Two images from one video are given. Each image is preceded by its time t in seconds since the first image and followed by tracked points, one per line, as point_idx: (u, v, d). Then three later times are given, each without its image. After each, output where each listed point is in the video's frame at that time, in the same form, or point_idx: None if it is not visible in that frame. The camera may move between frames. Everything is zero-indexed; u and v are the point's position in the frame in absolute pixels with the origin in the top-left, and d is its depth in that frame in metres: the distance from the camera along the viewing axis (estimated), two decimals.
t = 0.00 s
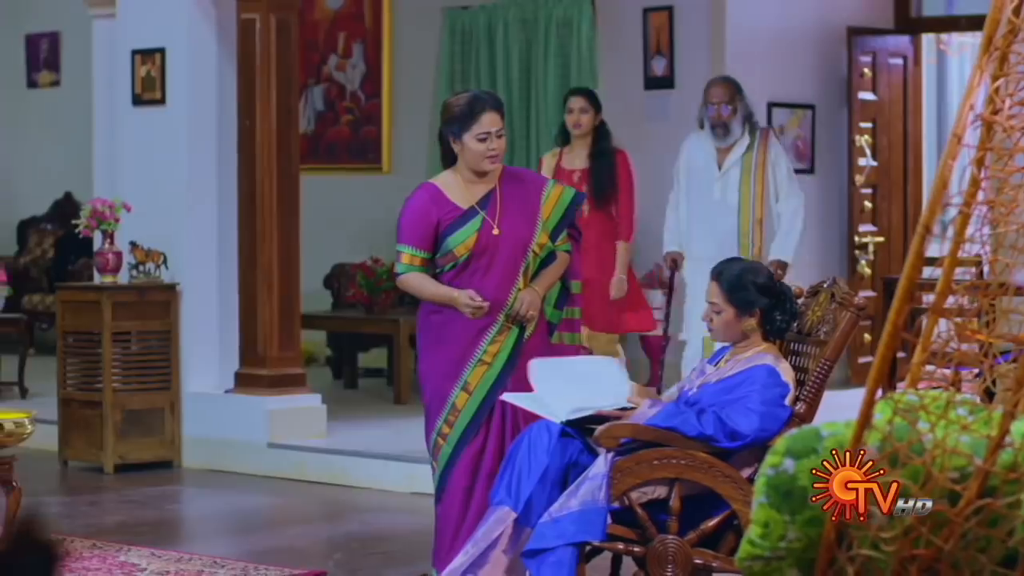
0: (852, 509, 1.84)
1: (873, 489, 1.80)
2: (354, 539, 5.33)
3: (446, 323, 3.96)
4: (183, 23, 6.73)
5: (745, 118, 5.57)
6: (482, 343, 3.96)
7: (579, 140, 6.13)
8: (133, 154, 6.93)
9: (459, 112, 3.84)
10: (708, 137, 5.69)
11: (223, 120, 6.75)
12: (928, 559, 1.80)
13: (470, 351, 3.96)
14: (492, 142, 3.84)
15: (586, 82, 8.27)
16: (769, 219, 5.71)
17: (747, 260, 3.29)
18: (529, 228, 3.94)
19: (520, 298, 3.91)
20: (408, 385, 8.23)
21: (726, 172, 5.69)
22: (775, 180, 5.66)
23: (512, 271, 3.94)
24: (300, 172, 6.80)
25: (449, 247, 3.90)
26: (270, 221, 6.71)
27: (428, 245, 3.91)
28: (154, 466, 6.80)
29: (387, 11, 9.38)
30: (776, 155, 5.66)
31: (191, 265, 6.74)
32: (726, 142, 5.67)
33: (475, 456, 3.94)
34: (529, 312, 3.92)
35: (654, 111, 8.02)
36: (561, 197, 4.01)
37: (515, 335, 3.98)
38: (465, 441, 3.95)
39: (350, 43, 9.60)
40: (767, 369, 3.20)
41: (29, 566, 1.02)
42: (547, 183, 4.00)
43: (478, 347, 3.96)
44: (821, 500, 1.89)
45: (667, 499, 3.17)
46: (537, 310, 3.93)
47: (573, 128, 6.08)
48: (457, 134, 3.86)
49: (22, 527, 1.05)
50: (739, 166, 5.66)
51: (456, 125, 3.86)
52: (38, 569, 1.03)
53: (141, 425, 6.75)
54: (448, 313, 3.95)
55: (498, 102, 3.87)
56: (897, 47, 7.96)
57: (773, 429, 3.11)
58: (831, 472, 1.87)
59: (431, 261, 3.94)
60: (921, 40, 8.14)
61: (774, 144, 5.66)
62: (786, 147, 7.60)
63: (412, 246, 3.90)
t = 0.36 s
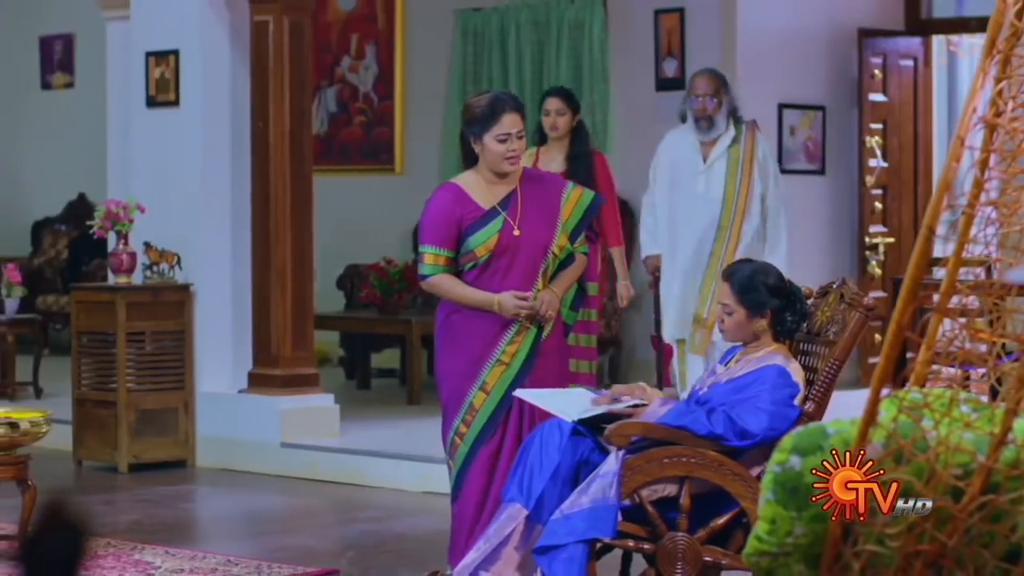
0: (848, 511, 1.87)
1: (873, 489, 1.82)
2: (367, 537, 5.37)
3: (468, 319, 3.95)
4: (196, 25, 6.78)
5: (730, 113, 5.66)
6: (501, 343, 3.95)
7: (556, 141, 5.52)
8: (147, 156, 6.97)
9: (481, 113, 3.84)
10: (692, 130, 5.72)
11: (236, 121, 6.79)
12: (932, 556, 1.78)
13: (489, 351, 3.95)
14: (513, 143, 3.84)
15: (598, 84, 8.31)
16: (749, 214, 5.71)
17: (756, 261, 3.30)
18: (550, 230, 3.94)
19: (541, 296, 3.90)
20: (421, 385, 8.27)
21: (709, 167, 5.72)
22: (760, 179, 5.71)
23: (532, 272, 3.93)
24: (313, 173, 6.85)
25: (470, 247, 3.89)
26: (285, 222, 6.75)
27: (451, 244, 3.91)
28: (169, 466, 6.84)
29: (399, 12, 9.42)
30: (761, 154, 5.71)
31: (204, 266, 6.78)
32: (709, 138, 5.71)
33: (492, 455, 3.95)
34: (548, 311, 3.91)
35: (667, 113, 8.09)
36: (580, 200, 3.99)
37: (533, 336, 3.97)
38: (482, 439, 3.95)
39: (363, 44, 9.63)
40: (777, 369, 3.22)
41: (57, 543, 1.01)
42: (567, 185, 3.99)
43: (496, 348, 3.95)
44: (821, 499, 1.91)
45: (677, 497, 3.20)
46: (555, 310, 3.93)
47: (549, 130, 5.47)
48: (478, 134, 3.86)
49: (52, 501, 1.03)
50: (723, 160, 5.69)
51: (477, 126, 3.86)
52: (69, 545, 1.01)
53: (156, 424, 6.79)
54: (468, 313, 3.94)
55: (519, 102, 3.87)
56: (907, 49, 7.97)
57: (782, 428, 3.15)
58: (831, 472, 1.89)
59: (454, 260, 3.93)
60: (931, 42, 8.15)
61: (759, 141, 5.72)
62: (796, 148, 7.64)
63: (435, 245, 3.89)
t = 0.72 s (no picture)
0: (845, 513, 1.88)
1: (873, 489, 1.82)
2: (381, 536, 5.40)
3: (488, 319, 3.95)
4: (212, 28, 6.82)
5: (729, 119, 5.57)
6: (520, 344, 3.95)
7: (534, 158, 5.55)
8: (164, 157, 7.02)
9: (503, 114, 3.85)
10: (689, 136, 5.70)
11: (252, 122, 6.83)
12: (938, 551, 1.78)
13: (508, 352, 3.96)
14: (532, 145, 3.85)
15: (612, 85, 8.34)
16: (749, 220, 5.70)
17: (766, 260, 3.33)
18: (570, 231, 3.95)
19: (560, 299, 3.92)
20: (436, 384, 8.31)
21: (708, 173, 5.70)
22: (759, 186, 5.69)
23: (551, 272, 3.94)
24: (328, 174, 6.88)
25: (490, 248, 3.90)
26: (299, 223, 6.78)
27: (471, 245, 3.91)
28: (185, 465, 6.88)
29: (413, 13, 9.46)
30: (760, 160, 5.66)
31: (221, 266, 6.83)
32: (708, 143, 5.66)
33: (510, 455, 3.95)
34: (567, 313, 3.92)
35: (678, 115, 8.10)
36: (599, 202, 4.01)
37: (553, 336, 3.97)
38: (500, 440, 3.95)
39: (378, 46, 9.66)
40: (786, 368, 3.25)
41: (87, 524, 1.02)
42: (586, 187, 4.01)
43: (515, 348, 3.95)
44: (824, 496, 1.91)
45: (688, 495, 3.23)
46: (575, 312, 3.94)
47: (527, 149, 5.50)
48: (497, 135, 3.88)
49: (86, 483, 1.04)
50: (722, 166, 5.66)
51: (498, 126, 3.87)
52: (99, 526, 1.02)
53: (173, 423, 6.84)
54: (488, 313, 3.95)
55: (540, 104, 3.88)
56: (920, 50, 7.95)
57: (792, 427, 3.18)
58: (831, 472, 1.91)
59: (473, 261, 3.94)
60: (943, 44, 8.16)
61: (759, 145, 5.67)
62: (808, 150, 7.69)
63: (455, 246, 3.90)
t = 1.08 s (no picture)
0: (849, 513, 1.87)
1: (872, 488, 1.82)
2: (396, 534, 5.45)
3: (502, 318, 3.98)
4: (228, 30, 6.87)
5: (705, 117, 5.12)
6: (532, 342, 3.98)
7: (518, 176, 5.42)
8: (180, 157, 7.08)
9: (517, 115, 3.89)
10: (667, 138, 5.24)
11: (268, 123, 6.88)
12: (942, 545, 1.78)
13: (520, 350, 3.98)
14: (544, 146, 3.89)
15: (625, 86, 8.42)
16: (734, 224, 5.24)
17: (778, 259, 3.36)
18: (583, 231, 3.98)
19: (572, 298, 3.94)
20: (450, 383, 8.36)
21: (686, 177, 5.26)
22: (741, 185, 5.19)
23: (564, 272, 3.96)
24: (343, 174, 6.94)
25: (503, 247, 3.94)
26: (315, 223, 6.84)
27: (484, 242, 3.94)
28: (201, 464, 6.92)
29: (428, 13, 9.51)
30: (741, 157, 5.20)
31: (237, 265, 6.89)
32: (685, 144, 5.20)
33: (522, 452, 3.99)
34: (580, 312, 3.94)
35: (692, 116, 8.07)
36: (614, 202, 4.03)
37: (565, 334, 3.99)
38: (513, 437, 3.99)
39: (393, 47, 9.71)
40: (796, 367, 3.29)
41: (117, 499, 1.11)
42: (601, 187, 4.03)
43: (528, 346, 3.98)
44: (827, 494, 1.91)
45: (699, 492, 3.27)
46: (587, 311, 3.96)
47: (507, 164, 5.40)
48: (512, 135, 3.91)
49: (118, 469, 1.14)
50: (699, 169, 5.22)
51: (513, 127, 3.92)
52: (127, 503, 1.11)
53: (189, 422, 6.89)
54: (502, 310, 3.98)
55: (554, 105, 3.91)
56: (932, 51, 8.03)
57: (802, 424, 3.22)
58: (831, 471, 1.91)
59: (488, 259, 3.97)
60: (954, 46, 8.19)
61: (739, 141, 5.20)
62: (821, 150, 7.71)
63: (469, 243, 3.93)
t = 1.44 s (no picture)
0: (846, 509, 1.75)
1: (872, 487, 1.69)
2: (414, 531, 5.50)
3: (516, 316, 4.03)
4: (247, 31, 6.93)
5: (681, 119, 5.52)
6: (546, 339, 4.02)
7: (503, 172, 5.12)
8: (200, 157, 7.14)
9: (530, 114, 3.94)
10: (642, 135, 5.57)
11: (286, 124, 6.94)
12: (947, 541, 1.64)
13: (534, 348, 4.02)
14: (558, 145, 3.94)
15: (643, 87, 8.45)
16: (706, 222, 5.69)
17: (792, 257, 3.40)
18: (595, 228, 4.00)
19: (585, 295, 3.97)
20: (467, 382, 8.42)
21: (661, 174, 5.64)
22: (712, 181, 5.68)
23: (576, 270, 3.99)
24: (361, 173, 7.01)
25: (517, 244, 3.99)
26: (334, 222, 6.91)
27: (498, 240, 3.99)
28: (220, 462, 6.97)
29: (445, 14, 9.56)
30: (715, 157, 5.65)
31: (256, 265, 6.94)
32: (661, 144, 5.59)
33: (537, 449, 4.03)
34: (593, 309, 3.97)
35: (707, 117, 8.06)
36: (626, 201, 4.05)
37: (578, 332, 4.02)
38: (527, 434, 4.03)
39: (411, 48, 9.79)
40: (809, 364, 3.33)
41: (154, 481, 1.00)
42: (613, 187, 4.05)
43: (541, 344, 4.02)
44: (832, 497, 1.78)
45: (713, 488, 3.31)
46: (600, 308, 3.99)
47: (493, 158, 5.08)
48: (524, 134, 3.96)
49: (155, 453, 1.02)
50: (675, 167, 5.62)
51: (525, 126, 3.96)
52: (163, 485, 1.00)
53: (208, 420, 6.93)
54: (515, 308, 4.02)
55: (566, 104, 3.97)
56: (946, 52, 8.05)
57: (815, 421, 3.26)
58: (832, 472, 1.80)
59: (500, 257, 4.01)
60: (969, 46, 8.22)
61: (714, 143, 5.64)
62: (837, 150, 7.74)
63: (482, 242, 3.99)
